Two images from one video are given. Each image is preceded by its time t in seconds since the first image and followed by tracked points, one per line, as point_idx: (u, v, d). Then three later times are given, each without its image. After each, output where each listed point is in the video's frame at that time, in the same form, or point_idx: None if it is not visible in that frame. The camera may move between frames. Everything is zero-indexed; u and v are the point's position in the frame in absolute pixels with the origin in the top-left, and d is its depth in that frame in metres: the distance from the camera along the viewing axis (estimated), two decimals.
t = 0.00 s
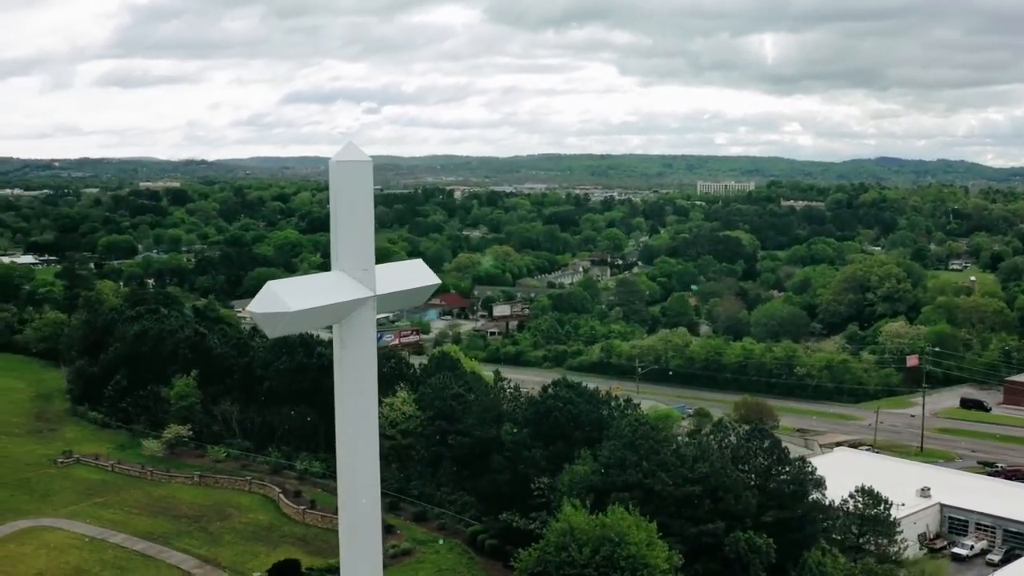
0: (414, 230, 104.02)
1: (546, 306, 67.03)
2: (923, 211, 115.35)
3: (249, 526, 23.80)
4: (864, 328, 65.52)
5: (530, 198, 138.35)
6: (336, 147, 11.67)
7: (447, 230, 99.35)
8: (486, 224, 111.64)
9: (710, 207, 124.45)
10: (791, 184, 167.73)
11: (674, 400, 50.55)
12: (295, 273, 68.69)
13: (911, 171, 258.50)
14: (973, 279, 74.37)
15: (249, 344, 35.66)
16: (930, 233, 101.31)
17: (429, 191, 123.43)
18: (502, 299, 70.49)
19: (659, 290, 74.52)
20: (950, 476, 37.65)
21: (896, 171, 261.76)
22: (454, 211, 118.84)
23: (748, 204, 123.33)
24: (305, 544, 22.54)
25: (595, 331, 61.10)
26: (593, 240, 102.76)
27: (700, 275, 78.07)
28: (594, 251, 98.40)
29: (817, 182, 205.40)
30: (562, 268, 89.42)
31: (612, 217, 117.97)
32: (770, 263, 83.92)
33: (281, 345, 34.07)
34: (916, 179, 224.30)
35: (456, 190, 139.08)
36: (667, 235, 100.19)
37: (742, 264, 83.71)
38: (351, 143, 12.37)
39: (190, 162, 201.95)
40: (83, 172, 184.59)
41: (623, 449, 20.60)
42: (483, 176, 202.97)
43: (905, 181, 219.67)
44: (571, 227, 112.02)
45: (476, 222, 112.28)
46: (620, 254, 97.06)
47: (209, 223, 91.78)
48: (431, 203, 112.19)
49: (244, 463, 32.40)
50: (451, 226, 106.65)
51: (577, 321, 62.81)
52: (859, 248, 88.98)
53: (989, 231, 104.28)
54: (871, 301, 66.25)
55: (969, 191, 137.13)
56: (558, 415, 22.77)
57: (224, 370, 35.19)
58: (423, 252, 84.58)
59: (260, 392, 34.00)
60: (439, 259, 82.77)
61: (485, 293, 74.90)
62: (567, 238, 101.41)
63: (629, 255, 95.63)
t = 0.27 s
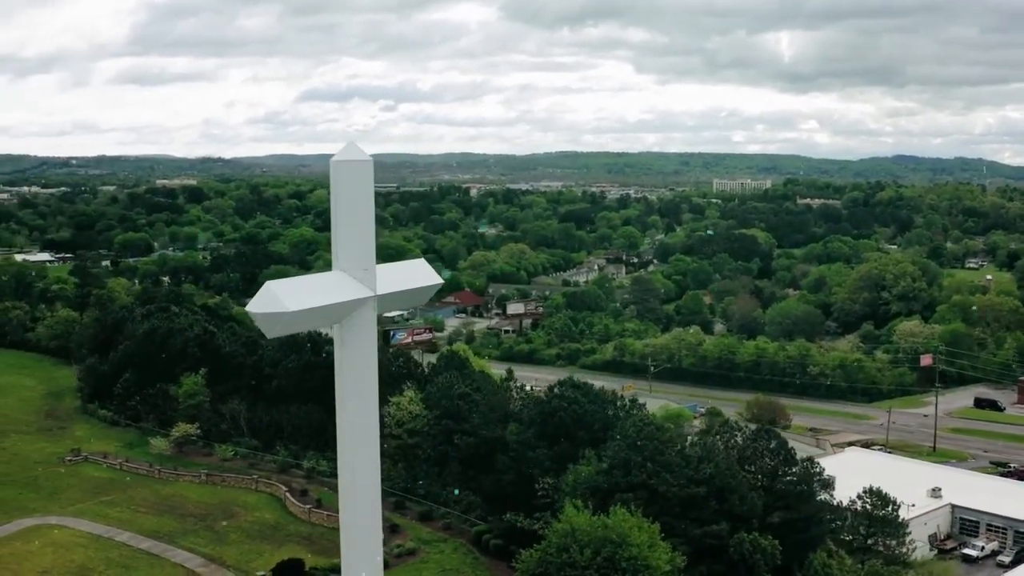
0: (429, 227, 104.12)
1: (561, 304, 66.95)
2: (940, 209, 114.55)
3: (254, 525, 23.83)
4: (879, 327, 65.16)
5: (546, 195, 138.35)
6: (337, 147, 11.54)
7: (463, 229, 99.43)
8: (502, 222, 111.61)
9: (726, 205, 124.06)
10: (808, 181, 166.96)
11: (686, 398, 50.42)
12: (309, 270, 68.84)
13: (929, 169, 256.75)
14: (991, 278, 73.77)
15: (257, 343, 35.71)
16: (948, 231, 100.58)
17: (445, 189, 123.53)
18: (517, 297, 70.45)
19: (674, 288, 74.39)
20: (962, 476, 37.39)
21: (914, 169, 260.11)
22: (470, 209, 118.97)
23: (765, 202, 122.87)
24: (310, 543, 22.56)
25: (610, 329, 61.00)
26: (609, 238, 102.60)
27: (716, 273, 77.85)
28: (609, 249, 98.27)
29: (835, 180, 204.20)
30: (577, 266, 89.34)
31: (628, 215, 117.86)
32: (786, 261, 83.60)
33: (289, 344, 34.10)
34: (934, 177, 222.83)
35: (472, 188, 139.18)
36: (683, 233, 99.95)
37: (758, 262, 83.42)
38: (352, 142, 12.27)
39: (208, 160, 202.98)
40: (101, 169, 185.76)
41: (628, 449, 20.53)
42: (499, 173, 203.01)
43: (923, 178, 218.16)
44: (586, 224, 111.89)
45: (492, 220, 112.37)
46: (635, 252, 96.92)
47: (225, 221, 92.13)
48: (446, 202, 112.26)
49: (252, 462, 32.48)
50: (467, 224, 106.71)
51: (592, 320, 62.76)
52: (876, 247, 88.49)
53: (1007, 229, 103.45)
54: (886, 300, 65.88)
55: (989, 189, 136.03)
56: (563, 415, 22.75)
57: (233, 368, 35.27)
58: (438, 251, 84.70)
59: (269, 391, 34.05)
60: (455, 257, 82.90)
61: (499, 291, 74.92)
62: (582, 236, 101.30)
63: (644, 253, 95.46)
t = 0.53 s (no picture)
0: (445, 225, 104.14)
1: (575, 302, 66.88)
2: (958, 207, 113.77)
3: (260, 524, 23.86)
4: (894, 326, 64.79)
5: (562, 193, 138.27)
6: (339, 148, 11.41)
7: (479, 227, 99.48)
8: (517, 219, 111.60)
9: (743, 203, 123.63)
10: (825, 179, 166.08)
11: (698, 397, 50.26)
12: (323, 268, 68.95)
13: (947, 167, 255.16)
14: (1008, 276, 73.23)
15: (266, 341, 35.77)
16: (965, 229, 99.86)
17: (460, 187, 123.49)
18: (531, 295, 70.39)
19: (689, 287, 74.21)
20: (975, 477, 37.13)
21: (931, 167, 258.59)
22: (486, 207, 119.03)
23: (781, 200, 122.38)
24: (316, 542, 22.58)
25: (624, 327, 60.88)
26: (624, 236, 102.45)
27: (731, 272, 77.60)
28: (625, 247, 98.11)
29: (853, 178, 203.11)
30: (592, 264, 89.23)
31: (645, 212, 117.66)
32: (802, 260, 83.26)
33: (297, 343, 34.13)
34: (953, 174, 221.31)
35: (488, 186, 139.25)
36: (699, 231, 99.67)
37: (773, 260, 83.11)
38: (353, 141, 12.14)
39: (226, 157, 203.76)
40: (119, 166, 186.71)
41: (632, 450, 20.52)
42: (516, 172, 202.92)
43: (942, 176, 216.69)
44: (601, 222, 111.70)
45: (507, 217, 112.40)
46: (651, 250, 96.75)
47: (241, 218, 92.40)
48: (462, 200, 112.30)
49: (259, 460, 32.56)
50: (483, 221, 106.73)
51: (606, 318, 62.65)
52: (892, 245, 87.97)
53: None
54: (901, 298, 65.50)
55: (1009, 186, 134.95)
56: (568, 415, 22.75)
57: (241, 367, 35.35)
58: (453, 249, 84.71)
59: (277, 389, 34.11)
60: (470, 255, 82.93)
61: (514, 289, 74.91)
62: (598, 233, 101.17)
63: (660, 251, 95.26)
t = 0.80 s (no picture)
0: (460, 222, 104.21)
1: (590, 299, 66.82)
2: (975, 204, 113.01)
3: (267, 522, 23.91)
4: (909, 325, 64.45)
5: (578, 190, 138.20)
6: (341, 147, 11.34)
7: (494, 224, 99.48)
8: (533, 217, 111.55)
9: (759, 201, 123.24)
10: (843, 176, 165.27)
11: (710, 395, 50.13)
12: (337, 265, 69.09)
13: (964, 165, 253.58)
14: None
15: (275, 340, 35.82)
16: (983, 227, 99.18)
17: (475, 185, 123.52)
18: (546, 293, 70.34)
19: (704, 285, 74.05)
20: (988, 477, 36.88)
21: (948, 164, 256.92)
22: (502, 204, 119.08)
23: (798, 197, 121.92)
24: (321, 541, 22.62)
25: (639, 325, 60.80)
26: (640, 233, 102.30)
27: (746, 270, 77.36)
28: (641, 245, 97.96)
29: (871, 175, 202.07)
30: (608, 261, 89.13)
31: (662, 210, 117.56)
32: (818, 258, 82.91)
33: (305, 341, 34.18)
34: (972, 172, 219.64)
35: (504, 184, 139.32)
36: (715, 228, 99.39)
37: (789, 258, 82.82)
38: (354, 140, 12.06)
39: (243, 154, 204.63)
40: (136, 164, 187.77)
41: (637, 450, 20.48)
42: (532, 169, 202.89)
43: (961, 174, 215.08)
44: (617, 220, 111.54)
45: (523, 215, 112.41)
46: (667, 248, 96.58)
47: (256, 215, 92.67)
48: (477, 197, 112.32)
49: (267, 459, 32.67)
50: (498, 218, 106.79)
51: (621, 316, 62.55)
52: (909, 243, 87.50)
53: None
54: (916, 297, 65.10)
55: None
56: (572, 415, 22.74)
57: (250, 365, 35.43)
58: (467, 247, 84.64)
59: (285, 388, 34.18)
60: (485, 252, 82.92)
61: (530, 287, 74.90)
62: (614, 231, 101.06)
63: (676, 249, 95.07)
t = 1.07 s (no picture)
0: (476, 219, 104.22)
1: (605, 297, 66.72)
2: (994, 202, 112.06)
3: (272, 521, 23.97)
4: (924, 323, 64.01)
5: (595, 188, 138.02)
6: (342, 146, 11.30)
7: (510, 222, 99.42)
8: (549, 214, 111.48)
9: (776, 198, 122.75)
10: (863, 173, 164.14)
11: (724, 394, 49.99)
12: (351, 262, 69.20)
13: (982, 162, 251.71)
14: None
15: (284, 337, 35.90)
16: (1001, 224, 98.37)
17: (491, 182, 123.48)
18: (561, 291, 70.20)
19: (719, 283, 73.77)
20: (1000, 478, 36.57)
21: (966, 162, 255.11)
22: (518, 202, 118.98)
23: (815, 195, 121.31)
24: (326, 540, 22.65)
25: (654, 323, 60.62)
26: (656, 231, 102.08)
27: (762, 268, 77.06)
28: (656, 242, 97.72)
29: (890, 173, 200.79)
30: (623, 259, 88.99)
31: (678, 208, 117.20)
32: (834, 256, 82.52)
33: (314, 339, 34.26)
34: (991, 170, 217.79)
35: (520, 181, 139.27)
36: (731, 226, 99.03)
37: (804, 255, 82.45)
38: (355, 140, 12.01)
39: (261, 152, 205.45)
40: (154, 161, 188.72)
41: (641, 450, 20.44)
42: (549, 167, 202.68)
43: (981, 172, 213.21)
44: (633, 217, 111.28)
45: (539, 212, 112.22)
46: (683, 246, 96.32)
47: (272, 213, 92.92)
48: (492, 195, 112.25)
49: (275, 456, 32.77)
50: (514, 216, 106.73)
51: (635, 314, 62.40)
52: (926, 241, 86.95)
53: None
54: (932, 296, 64.64)
55: None
56: (577, 415, 22.75)
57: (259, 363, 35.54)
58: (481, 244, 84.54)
59: (294, 385, 34.27)
60: (500, 250, 82.79)
61: (545, 284, 74.81)
62: (630, 229, 100.87)
63: (692, 247, 94.75)
